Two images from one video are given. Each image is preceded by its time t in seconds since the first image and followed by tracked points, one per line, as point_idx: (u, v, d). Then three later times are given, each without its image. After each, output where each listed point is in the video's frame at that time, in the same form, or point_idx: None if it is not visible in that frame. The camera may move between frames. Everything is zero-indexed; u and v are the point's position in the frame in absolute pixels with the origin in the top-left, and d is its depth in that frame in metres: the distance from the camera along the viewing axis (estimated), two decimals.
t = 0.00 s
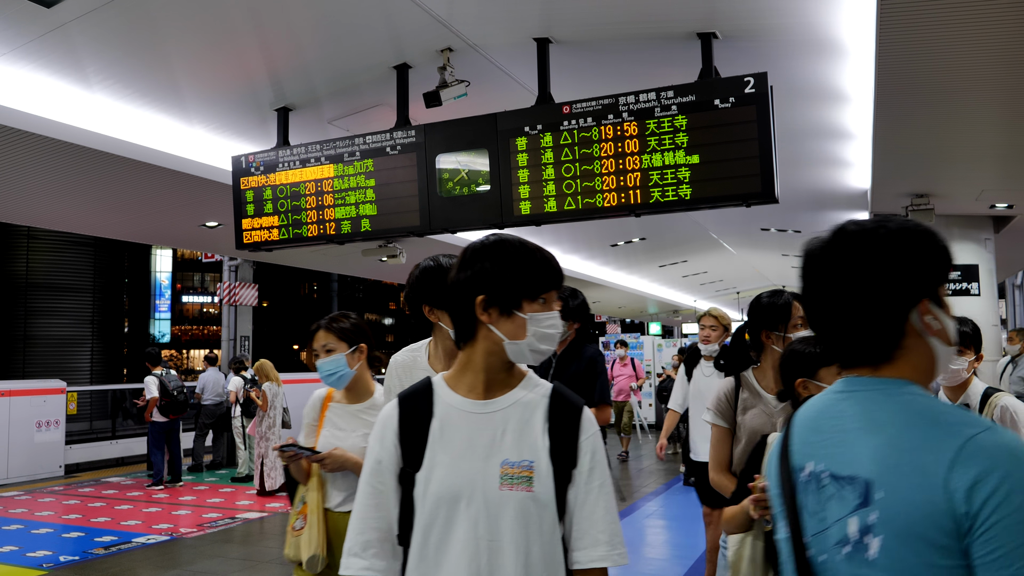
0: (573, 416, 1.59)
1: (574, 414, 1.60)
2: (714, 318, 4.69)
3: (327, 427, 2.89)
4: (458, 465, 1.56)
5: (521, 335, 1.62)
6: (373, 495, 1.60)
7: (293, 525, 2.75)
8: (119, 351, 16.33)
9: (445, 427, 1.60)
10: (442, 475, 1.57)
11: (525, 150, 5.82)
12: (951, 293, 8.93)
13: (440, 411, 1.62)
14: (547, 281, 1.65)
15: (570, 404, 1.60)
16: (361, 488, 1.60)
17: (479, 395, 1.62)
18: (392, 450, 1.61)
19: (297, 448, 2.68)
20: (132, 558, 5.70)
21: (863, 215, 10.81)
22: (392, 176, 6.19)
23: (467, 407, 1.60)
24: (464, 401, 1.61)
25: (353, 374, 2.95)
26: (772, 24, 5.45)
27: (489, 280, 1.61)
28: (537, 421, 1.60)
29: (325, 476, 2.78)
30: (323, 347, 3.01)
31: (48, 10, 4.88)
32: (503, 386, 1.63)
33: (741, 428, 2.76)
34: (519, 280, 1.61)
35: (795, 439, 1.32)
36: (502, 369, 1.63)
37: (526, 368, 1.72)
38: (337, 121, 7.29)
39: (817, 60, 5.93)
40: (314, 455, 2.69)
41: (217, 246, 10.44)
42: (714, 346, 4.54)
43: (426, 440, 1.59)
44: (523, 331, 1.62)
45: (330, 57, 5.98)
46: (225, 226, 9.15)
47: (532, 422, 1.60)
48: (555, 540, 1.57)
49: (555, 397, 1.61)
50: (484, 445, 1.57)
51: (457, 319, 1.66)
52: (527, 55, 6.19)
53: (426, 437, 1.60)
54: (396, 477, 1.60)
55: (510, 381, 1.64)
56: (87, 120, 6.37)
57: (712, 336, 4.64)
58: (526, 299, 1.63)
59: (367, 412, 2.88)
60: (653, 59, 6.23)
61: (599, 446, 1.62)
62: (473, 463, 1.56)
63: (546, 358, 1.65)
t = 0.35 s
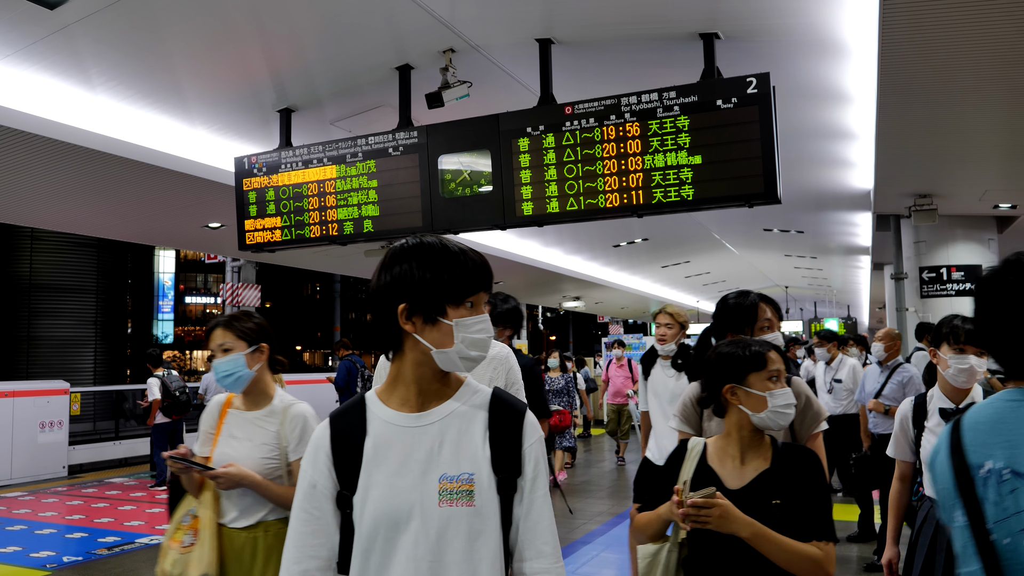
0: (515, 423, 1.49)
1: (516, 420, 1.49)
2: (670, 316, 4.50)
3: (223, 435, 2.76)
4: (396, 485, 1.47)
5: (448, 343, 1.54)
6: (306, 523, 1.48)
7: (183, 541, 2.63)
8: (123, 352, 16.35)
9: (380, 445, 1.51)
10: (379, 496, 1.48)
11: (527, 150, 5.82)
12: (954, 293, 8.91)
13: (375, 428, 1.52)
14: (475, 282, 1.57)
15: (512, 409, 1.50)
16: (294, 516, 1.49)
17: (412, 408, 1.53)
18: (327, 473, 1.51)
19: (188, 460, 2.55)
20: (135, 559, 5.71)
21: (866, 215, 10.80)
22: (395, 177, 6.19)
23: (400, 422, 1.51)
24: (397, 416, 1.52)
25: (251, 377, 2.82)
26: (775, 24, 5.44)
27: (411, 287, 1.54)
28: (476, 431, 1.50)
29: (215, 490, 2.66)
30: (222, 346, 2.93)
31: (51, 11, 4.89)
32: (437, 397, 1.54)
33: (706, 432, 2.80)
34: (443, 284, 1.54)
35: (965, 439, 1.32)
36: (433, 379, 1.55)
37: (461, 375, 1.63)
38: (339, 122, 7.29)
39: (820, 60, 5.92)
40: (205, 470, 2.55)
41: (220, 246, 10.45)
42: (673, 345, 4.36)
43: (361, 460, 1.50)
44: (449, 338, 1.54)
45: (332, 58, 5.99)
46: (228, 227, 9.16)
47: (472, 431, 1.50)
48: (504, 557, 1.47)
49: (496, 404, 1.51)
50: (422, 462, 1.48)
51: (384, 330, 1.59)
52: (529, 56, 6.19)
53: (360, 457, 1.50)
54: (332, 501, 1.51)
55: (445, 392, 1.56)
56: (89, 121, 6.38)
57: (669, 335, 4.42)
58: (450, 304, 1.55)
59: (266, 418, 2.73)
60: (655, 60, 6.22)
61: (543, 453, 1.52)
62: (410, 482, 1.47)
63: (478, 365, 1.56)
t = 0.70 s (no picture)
0: (514, 441, 1.29)
1: (516, 437, 1.29)
2: (601, 313, 4.51)
3: (126, 446, 2.47)
4: (377, 506, 1.30)
5: (440, 344, 1.35)
6: (279, 544, 1.33)
7: (90, 566, 2.28)
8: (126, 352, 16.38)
9: (362, 459, 1.33)
10: (358, 518, 1.30)
11: (529, 150, 5.82)
12: (956, 293, 8.94)
13: (358, 440, 1.35)
14: (471, 276, 1.37)
15: (512, 423, 1.31)
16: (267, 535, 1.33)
17: (400, 419, 1.36)
18: (305, 489, 1.35)
19: (80, 467, 2.27)
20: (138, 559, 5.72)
21: (868, 215, 10.81)
22: (396, 177, 6.20)
23: (385, 435, 1.34)
24: (382, 427, 1.34)
25: (156, 388, 2.50)
26: (777, 24, 5.44)
27: (398, 282, 1.35)
28: (471, 448, 1.31)
29: (118, 506, 2.35)
30: (112, 362, 2.51)
31: (55, 12, 4.90)
32: (428, 408, 1.36)
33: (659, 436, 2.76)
34: (434, 276, 1.34)
35: None
36: (424, 387, 1.36)
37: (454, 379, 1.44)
38: (341, 122, 7.30)
39: (822, 60, 5.92)
40: (104, 479, 2.27)
41: (222, 247, 10.46)
42: (609, 343, 4.39)
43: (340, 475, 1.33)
44: (442, 339, 1.35)
45: (335, 59, 6.00)
46: (230, 227, 9.17)
47: (466, 448, 1.31)
48: None
49: (495, 419, 1.31)
50: (408, 481, 1.30)
51: (367, 328, 1.40)
52: (531, 56, 6.19)
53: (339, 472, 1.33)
54: (309, 520, 1.35)
55: (439, 400, 1.37)
56: (92, 122, 6.39)
57: (603, 332, 4.46)
58: (442, 300, 1.36)
59: (169, 426, 2.47)
60: (656, 60, 6.22)
61: (549, 475, 1.31)
62: (393, 503, 1.29)
63: (475, 369, 1.37)
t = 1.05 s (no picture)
0: (523, 451, 1.12)
1: (526, 446, 1.12)
2: (554, 316, 4.34)
3: None
4: (368, 517, 1.11)
5: (452, 340, 1.17)
6: (252, 551, 1.11)
7: None
8: (127, 353, 16.41)
9: (352, 460, 1.15)
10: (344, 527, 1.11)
11: (530, 151, 5.83)
12: (957, 294, 8.89)
13: (346, 436, 1.16)
14: (490, 264, 1.19)
15: (521, 429, 1.13)
16: (238, 542, 1.12)
17: (397, 418, 1.17)
18: (284, 490, 1.14)
19: None
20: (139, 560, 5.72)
21: (868, 216, 10.83)
22: (397, 178, 6.19)
23: (379, 434, 1.15)
24: (375, 426, 1.16)
25: (22, 385, 2.07)
26: (777, 26, 5.45)
27: (408, 263, 1.16)
28: (474, 456, 1.13)
29: None
30: None
31: (55, 14, 4.90)
32: (431, 410, 1.18)
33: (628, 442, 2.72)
34: (451, 261, 1.16)
35: None
36: (426, 387, 1.18)
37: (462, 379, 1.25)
38: (343, 123, 7.31)
39: (822, 62, 5.93)
40: None
41: (223, 248, 10.47)
42: (560, 347, 4.24)
43: (326, 477, 1.14)
44: (454, 335, 1.17)
45: (336, 60, 6.00)
46: (232, 228, 9.17)
47: (468, 455, 1.13)
48: None
49: (503, 427, 1.14)
50: (402, 489, 1.12)
51: (368, 316, 1.21)
52: (532, 56, 6.18)
53: (324, 473, 1.14)
54: (286, 528, 1.14)
55: (439, 401, 1.18)
56: (93, 123, 6.40)
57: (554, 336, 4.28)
58: (458, 290, 1.18)
59: (37, 429, 2.04)
60: (657, 61, 6.22)
61: (562, 491, 1.13)
62: (386, 514, 1.11)
63: (487, 370, 1.20)
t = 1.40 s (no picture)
0: (439, 458, 1.06)
1: (442, 453, 1.06)
2: (493, 309, 3.85)
3: None
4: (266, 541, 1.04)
5: (355, 344, 1.08)
6: None
7: None
8: (126, 354, 16.39)
9: (246, 482, 1.06)
10: (241, 554, 1.04)
11: (530, 152, 5.83)
12: (956, 296, 8.92)
13: (239, 454, 1.08)
14: (397, 261, 1.11)
15: (437, 433, 1.08)
16: None
17: (296, 431, 1.09)
18: (168, 518, 1.05)
19: None
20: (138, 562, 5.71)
21: (868, 217, 10.85)
22: (396, 180, 6.20)
23: (275, 449, 1.07)
24: (271, 440, 1.08)
25: None
26: (777, 27, 5.46)
27: (306, 256, 1.06)
28: (383, 469, 1.07)
29: None
30: None
31: (55, 15, 4.90)
32: (333, 420, 1.10)
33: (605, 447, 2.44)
34: (354, 254, 1.07)
35: None
36: (327, 394, 1.10)
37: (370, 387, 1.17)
38: (342, 124, 7.31)
39: (822, 63, 5.94)
40: None
41: (223, 249, 10.46)
42: (498, 343, 3.78)
43: (218, 501, 1.05)
44: (357, 340, 1.09)
45: (336, 61, 6.00)
46: (231, 229, 9.17)
47: (377, 467, 1.07)
48: None
49: (418, 434, 1.07)
50: (304, 508, 1.05)
51: (255, 315, 1.11)
52: (531, 57, 6.18)
53: (216, 496, 1.06)
54: (177, 557, 1.06)
55: (343, 409, 1.11)
56: (93, 124, 6.39)
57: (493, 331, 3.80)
58: (360, 290, 1.08)
59: None
60: (657, 62, 6.23)
61: (480, 496, 1.08)
62: (287, 537, 1.04)
63: (394, 375, 1.11)
